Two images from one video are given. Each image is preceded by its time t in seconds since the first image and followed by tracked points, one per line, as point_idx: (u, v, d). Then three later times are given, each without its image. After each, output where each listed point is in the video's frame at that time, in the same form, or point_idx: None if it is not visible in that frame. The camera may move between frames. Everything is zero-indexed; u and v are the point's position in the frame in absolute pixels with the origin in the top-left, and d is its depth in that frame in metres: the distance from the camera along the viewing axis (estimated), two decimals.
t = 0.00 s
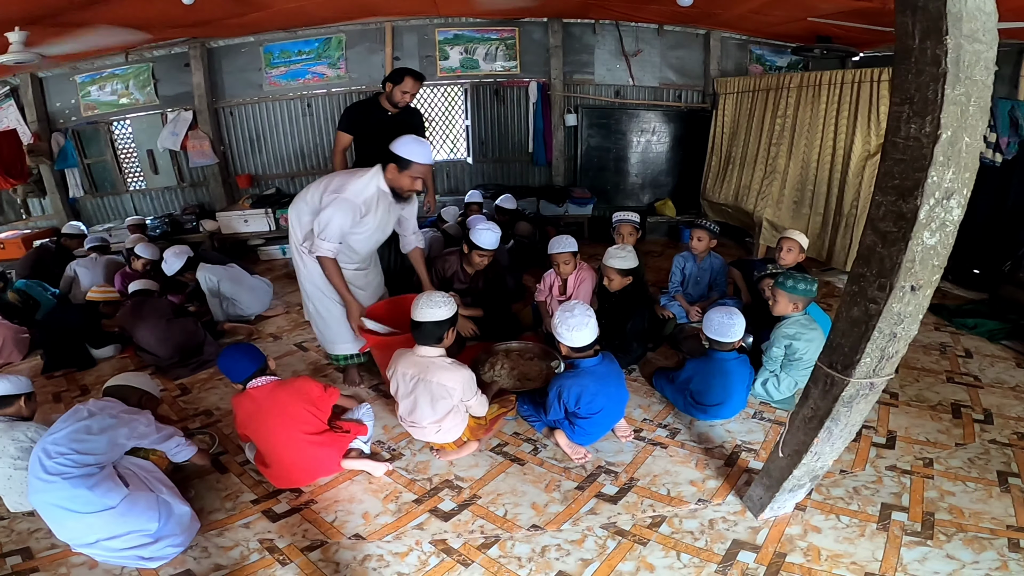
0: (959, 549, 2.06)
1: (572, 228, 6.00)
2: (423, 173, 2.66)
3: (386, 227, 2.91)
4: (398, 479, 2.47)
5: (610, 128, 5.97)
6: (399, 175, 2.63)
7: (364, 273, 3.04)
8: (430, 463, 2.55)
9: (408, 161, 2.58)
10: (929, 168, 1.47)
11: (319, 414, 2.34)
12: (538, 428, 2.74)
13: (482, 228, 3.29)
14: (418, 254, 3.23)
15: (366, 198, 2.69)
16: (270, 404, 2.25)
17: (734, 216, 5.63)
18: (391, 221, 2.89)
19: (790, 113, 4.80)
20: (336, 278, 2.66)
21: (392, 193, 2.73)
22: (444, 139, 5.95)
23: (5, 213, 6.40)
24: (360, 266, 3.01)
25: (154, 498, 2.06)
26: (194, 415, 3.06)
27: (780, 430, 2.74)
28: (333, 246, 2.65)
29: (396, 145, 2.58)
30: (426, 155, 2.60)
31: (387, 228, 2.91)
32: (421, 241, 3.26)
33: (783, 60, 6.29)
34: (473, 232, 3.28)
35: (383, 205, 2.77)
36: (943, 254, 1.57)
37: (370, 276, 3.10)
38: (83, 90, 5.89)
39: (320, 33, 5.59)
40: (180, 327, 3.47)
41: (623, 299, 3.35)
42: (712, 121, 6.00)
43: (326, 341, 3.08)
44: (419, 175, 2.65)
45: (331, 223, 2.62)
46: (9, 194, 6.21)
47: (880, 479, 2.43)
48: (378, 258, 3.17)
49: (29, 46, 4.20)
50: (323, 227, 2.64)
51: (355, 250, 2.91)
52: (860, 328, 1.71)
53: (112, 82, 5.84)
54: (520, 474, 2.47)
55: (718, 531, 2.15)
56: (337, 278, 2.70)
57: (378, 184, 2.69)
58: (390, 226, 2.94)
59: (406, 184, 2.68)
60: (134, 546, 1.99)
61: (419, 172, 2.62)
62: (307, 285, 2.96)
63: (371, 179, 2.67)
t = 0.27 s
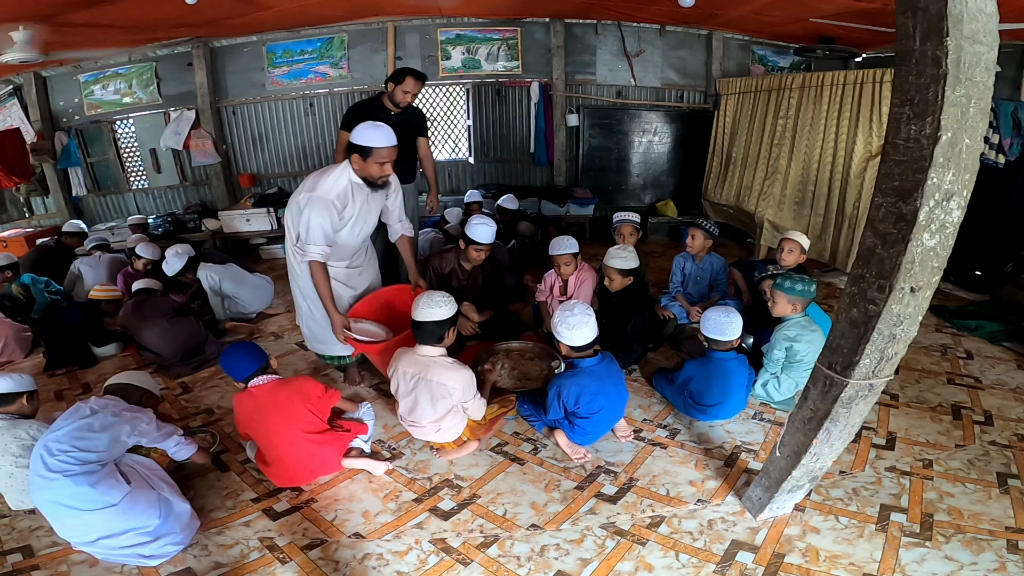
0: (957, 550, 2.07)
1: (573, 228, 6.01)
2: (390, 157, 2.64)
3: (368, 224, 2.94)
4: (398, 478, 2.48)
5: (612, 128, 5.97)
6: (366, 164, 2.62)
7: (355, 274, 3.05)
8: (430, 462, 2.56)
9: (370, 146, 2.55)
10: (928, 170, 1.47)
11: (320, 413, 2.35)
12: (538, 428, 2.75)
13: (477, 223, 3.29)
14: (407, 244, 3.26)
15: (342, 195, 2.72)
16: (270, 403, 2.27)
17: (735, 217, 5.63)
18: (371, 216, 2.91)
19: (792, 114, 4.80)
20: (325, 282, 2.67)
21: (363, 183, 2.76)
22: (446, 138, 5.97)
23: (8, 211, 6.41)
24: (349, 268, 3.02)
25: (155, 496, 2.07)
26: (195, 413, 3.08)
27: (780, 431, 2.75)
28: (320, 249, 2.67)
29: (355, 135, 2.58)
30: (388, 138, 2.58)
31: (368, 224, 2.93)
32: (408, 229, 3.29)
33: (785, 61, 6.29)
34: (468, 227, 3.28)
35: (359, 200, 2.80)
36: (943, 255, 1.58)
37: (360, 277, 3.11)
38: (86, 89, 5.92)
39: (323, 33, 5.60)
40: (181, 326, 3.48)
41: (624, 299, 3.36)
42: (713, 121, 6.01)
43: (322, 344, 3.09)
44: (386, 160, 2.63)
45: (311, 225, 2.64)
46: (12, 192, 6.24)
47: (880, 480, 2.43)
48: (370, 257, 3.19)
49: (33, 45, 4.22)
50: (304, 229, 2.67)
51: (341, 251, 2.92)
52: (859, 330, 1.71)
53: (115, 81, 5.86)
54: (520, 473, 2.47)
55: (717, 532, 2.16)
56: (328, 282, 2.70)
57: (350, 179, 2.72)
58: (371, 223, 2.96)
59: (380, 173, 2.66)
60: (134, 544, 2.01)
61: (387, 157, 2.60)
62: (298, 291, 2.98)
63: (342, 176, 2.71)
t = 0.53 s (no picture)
0: (956, 551, 2.07)
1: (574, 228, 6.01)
2: (365, 127, 2.70)
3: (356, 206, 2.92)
4: (398, 478, 2.48)
5: (613, 128, 5.97)
6: (342, 134, 2.68)
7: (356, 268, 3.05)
8: (430, 462, 2.57)
9: (344, 116, 2.62)
10: (927, 171, 1.47)
11: (320, 413, 2.35)
12: (538, 428, 2.75)
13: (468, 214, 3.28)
14: (403, 207, 3.13)
15: (318, 171, 2.73)
16: (271, 402, 2.27)
17: (736, 217, 5.64)
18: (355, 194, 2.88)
19: (794, 115, 4.80)
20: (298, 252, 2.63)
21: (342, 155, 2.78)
22: (446, 138, 5.97)
23: (10, 211, 6.40)
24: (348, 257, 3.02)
25: (155, 495, 2.07)
26: (196, 412, 3.09)
27: (780, 431, 2.75)
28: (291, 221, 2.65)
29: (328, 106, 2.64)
30: (362, 108, 2.64)
31: (354, 203, 2.90)
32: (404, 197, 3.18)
33: (786, 61, 6.28)
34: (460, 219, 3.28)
35: (337, 176, 2.79)
36: (942, 257, 1.58)
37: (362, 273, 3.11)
38: (88, 88, 5.93)
39: (325, 33, 5.60)
40: (183, 324, 3.47)
41: (624, 299, 3.36)
42: (715, 122, 6.01)
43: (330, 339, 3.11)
44: (362, 130, 2.69)
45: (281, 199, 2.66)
46: (15, 192, 6.26)
47: (879, 480, 2.44)
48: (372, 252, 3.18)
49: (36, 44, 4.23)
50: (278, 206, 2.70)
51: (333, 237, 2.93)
52: (858, 331, 1.72)
53: (117, 80, 5.88)
54: (519, 473, 2.48)
55: (716, 532, 2.16)
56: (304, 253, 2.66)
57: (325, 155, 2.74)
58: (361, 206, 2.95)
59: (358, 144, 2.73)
60: (135, 543, 2.02)
61: (362, 126, 2.67)
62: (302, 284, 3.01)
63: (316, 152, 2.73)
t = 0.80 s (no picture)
0: (957, 552, 2.07)
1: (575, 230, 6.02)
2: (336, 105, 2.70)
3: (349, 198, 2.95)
4: (399, 479, 2.49)
5: (613, 129, 5.97)
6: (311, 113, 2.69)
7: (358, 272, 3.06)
8: (431, 463, 2.57)
9: (312, 96, 2.61)
10: (926, 172, 1.48)
11: (320, 414, 2.36)
12: (538, 429, 2.75)
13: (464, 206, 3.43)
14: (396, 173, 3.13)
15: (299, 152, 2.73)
16: (271, 404, 2.28)
17: (737, 218, 5.64)
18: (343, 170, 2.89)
19: (795, 115, 4.79)
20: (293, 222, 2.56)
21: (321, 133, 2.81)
22: (448, 139, 5.98)
23: (13, 213, 6.35)
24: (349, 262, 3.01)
25: (158, 495, 2.08)
26: (198, 413, 3.10)
27: (780, 432, 2.75)
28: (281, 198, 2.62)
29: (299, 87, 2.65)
30: (333, 89, 2.61)
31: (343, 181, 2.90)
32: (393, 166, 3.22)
33: (787, 62, 6.28)
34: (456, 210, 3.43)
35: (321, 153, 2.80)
36: (942, 257, 1.58)
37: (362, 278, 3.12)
38: (91, 90, 5.95)
39: (326, 35, 5.62)
40: (185, 326, 3.48)
41: (624, 301, 3.37)
42: (716, 123, 6.01)
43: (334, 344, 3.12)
44: (333, 108, 2.69)
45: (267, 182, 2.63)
46: (17, 193, 6.28)
47: (880, 481, 2.44)
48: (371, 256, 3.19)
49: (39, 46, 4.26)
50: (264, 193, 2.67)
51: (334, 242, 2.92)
52: (858, 332, 1.72)
53: (119, 82, 5.90)
54: (520, 474, 2.48)
55: (716, 533, 2.16)
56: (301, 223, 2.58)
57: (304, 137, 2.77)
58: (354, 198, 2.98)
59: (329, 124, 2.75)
60: (136, 543, 2.03)
61: (333, 106, 2.68)
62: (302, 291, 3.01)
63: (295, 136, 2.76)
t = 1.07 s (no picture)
0: (962, 552, 2.06)
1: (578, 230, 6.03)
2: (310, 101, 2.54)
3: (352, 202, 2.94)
4: (404, 479, 2.50)
5: (616, 130, 5.96)
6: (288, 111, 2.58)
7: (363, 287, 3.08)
8: (435, 463, 2.59)
9: (285, 94, 2.47)
10: (929, 173, 1.48)
11: (326, 416, 2.38)
12: (543, 430, 2.76)
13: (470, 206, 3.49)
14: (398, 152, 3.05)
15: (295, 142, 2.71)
16: (277, 406, 2.30)
17: (741, 218, 5.63)
18: (344, 157, 2.84)
19: (799, 115, 4.78)
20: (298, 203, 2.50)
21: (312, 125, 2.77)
22: (451, 140, 5.99)
23: (20, 215, 6.44)
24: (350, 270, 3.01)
25: (167, 495, 2.10)
26: (204, 414, 3.12)
27: (785, 433, 2.75)
28: (281, 186, 2.58)
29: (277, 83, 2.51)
30: (305, 84, 2.46)
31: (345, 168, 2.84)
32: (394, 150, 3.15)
33: (790, 61, 6.27)
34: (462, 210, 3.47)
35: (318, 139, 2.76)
36: (945, 258, 1.57)
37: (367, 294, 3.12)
38: (96, 92, 5.99)
39: (329, 37, 5.64)
40: (192, 328, 3.51)
41: (628, 302, 3.37)
42: (719, 123, 6.01)
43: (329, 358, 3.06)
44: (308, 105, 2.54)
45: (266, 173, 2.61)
46: (24, 196, 6.33)
47: (884, 481, 2.43)
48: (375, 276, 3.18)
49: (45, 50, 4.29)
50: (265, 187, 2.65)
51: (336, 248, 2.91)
52: (862, 332, 1.72)
53: (124, 84, 5.93)
54: (524, 474, 2.49)
55: (721, 533, 2.17)
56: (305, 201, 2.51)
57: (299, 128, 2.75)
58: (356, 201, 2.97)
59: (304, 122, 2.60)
60: (144, 544, 2.04)
61: (305, 102, 2.53)
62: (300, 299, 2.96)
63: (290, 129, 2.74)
